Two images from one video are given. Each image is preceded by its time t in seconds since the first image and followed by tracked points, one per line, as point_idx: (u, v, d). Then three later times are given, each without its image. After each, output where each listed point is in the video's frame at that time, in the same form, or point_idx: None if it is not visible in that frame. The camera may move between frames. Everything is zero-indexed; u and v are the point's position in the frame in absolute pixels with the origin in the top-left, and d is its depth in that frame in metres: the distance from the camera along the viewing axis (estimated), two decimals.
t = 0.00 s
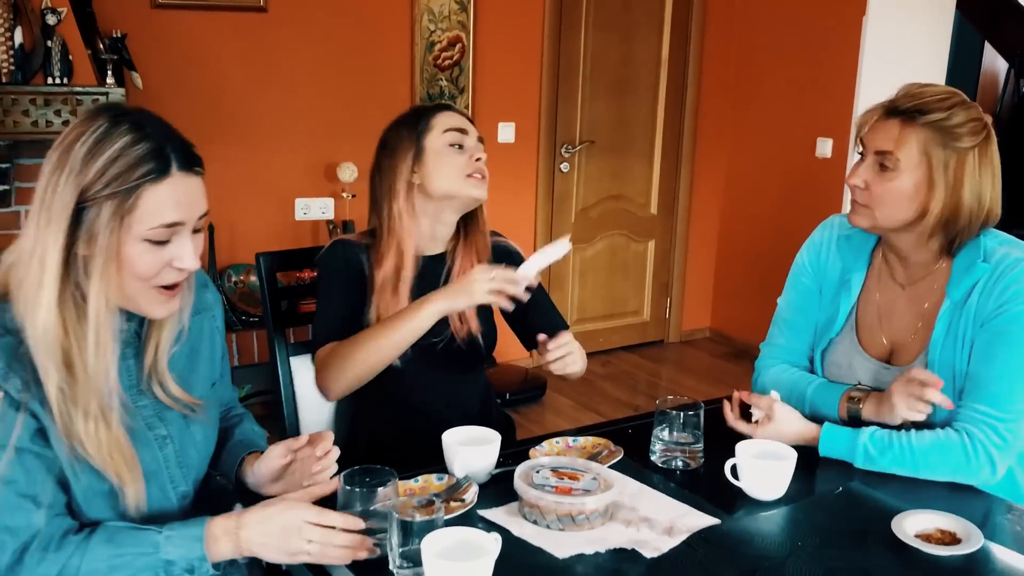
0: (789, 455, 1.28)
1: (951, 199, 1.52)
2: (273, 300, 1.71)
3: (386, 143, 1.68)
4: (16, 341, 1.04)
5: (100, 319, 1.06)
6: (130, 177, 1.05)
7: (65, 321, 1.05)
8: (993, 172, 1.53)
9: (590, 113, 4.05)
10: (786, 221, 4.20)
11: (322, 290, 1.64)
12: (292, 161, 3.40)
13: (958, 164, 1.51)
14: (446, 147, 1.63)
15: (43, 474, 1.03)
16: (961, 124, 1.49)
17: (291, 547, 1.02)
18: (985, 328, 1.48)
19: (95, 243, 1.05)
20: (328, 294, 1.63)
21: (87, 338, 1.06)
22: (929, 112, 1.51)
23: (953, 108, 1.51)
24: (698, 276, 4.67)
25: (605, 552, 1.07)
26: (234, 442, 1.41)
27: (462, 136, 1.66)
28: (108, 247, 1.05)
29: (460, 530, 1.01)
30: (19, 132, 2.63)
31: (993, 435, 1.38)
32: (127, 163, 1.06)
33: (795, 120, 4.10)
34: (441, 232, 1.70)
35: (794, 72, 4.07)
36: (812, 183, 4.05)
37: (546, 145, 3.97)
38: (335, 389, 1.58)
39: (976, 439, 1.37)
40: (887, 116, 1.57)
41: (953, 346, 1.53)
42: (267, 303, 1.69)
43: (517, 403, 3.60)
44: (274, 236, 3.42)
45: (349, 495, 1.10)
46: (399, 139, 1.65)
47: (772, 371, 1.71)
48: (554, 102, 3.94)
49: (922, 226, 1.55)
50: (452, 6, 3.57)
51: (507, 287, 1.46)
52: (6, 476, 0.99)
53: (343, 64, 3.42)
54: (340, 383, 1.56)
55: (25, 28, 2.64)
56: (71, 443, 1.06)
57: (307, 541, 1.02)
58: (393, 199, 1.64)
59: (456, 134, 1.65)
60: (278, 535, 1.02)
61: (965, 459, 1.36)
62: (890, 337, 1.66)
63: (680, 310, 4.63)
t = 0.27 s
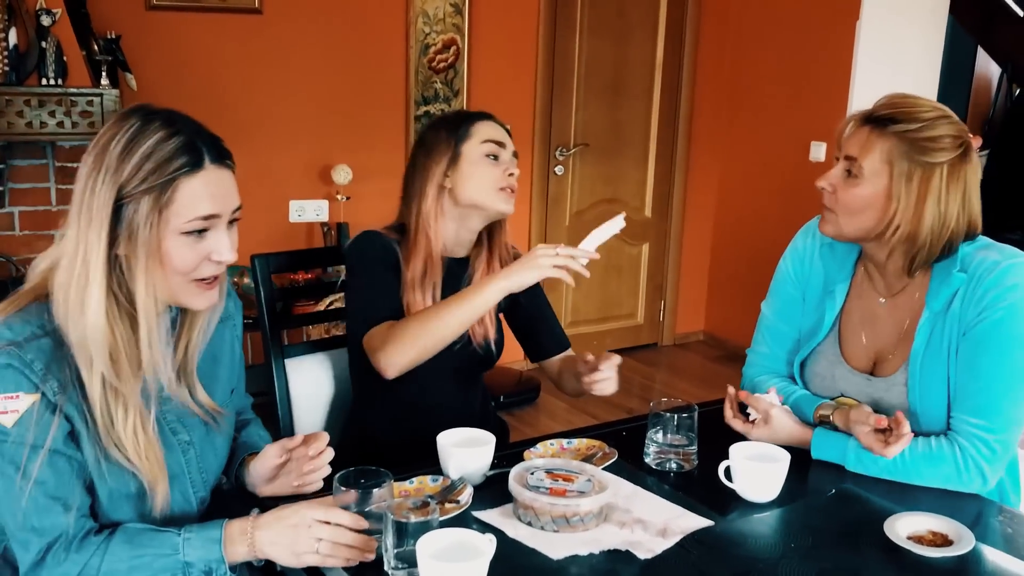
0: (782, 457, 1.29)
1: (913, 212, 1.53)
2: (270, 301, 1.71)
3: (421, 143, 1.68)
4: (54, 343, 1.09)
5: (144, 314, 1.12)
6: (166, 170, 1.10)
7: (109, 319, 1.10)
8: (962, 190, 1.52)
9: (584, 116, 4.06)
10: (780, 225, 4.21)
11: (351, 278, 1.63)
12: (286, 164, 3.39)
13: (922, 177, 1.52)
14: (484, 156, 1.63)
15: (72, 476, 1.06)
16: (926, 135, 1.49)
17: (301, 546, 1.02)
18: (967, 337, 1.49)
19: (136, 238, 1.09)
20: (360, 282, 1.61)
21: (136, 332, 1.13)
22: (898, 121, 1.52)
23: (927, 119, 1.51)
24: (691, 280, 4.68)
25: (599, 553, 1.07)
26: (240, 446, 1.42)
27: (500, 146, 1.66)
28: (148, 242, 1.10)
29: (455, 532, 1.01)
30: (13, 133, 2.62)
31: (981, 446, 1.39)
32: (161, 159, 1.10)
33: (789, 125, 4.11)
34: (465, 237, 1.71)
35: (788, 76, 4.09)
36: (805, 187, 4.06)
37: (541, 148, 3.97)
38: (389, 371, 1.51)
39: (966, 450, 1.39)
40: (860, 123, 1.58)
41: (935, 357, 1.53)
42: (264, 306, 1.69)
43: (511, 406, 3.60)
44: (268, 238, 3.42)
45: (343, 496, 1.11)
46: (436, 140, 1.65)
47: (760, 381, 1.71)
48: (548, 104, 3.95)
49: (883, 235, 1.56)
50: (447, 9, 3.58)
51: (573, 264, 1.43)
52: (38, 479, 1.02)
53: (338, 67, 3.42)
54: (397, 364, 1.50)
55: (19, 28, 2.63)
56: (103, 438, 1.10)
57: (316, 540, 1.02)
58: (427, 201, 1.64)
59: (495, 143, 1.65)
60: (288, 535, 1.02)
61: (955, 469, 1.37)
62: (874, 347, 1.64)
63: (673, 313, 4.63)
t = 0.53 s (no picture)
0: (770, 461, 1.30)
1: (885, 224, 1.55)
2: (265, 305, 1.71)
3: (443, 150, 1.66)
4: (58, 343, 1.10)
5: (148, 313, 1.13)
6: (168, 170, 1.11)
7: (114, 319, 1.11)
8: (933, 202, 1.54)
9: (577, 122, 4.07)
10: (771, 232, 4.24)
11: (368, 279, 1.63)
12: (279, 168, 3.40)
13: (893, 189, 1.54)
14: (505, 161, 1.61)
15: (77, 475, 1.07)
16: (897, 149, 1.52)
17: (299, 544, 1.04)
18: (942, 345, 1.51)
19: (140, 237, 1.11)
20: (377, 285, 1.61)
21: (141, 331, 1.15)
22: (871, 134, 1.55)
23: (899, 132, 1.53)
24: (683, 286, 4.70)
25: (588, 555, 1.08)
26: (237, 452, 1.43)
27: (521, 151, 1.64)
28: (151, 238, 1.11)
29: (445, 534, 1.02)
30: (7, 136, 2.62)
31: (963, 452, 1.42)
32: (164, 158, 1.11)
33: (780, 132, 4.14)
34: (487, 247, 1.69)
35: (778, 84, 4.12)
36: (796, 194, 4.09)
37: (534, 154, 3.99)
38: (401, 384, 1.51)
39: (949, 458, 1.41)
40: (834, 135, 1.61)
41: (910, 365, 1.55)
42: (257, 311, 1.69)
43: (503, 411, 3.61)
44: (261, 242, 3.42)
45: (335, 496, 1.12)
46: (456, 148, 1.63)
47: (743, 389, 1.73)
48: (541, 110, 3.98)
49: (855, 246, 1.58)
50: (441, 15, 3.60)
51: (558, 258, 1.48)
52: (43, 477, 1.03)
53: (332, 71, 3.44)
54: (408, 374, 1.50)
55: (14, 32, 2.63)
56: (108, 437, 1.11)
57: (314, 537, 1.04)
58: (451, 209, 1.63)
59: (514, 148, 1.63)
60: (286, 533, 1.04)
61: (939, 477, 1.40)
62: (852, 357, 1.66)
63: (665, 319, 4.66)
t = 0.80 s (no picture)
0: (753, 465, 1.32)
1: (868, 234, 1.57)
2: (254, 309, 1.72)
3: (461, 159, 1.65)
4: (46, 346, 1.10)
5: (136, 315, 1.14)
6: (156, 173, 1.12)
7: (101, 320, 1.12)
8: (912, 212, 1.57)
9: (568, 129, 4.10)
10: (758, 239, 4.27)
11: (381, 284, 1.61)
12: (270, 173, 3.41)
13: (875, 200, 1.56)
14: (524, 181, 1.61)
15: (64, 476, 1.07)
16: (877, 160, 1.54)
17: (279, 544, 1.04)
18: (923, 352, 1.54)
19: (128, 239, 1.12)
20: (389, 290, 1.60)
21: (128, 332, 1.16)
22: (851, 146, 1.57)
23: (880, 144, 1.56)
24: (672, 292, 4.72)
25: (572, 558, 1.09)
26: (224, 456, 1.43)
27: (540, 170, 1.63)
28: (138, 241, 1.12)
29: (431, 538, 1.03)
30: None
31: (943, 458, 1.44)
32: (151, 161, 1.12)
33: (768, 140, 4.17)
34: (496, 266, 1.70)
35: (766, 93, 4.16)
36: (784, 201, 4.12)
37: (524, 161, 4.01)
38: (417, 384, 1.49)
39: (930, 464, 1.43)
40: (815, 147, 1.63)
41: (891, 372, 1.58)
42: (246, 315, 1.70)
43: (492, 416, 3.62)
44: (251, 247, 3.43)
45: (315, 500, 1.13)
46: (476, 159, 1.62)
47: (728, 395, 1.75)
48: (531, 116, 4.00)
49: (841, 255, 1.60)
50: (432, 22, 3.62)
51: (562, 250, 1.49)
52: (30, 478, 1.03)
53: (323, 77, 3.45)
54: (425, 375, 1.48)
55: (4, 36, 2.64)
56: (93, 438, 1.12)
57: (293, 538, 1.04)
58: (465, 222, 1.62)
59: (534, 167, 1.62)
60: (264, 534, 1.04)
61: (920, 482, 1.42)
62: (834, 364, 1.69)
63: (654, 325, 4.68)
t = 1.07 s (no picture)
0: (736, 470, 1.32)
1: (859, 243, 1.58)
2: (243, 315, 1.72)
3: (471, 171, 1.65)
4: (26, 351, 1.10)
5: (118, 322, 1.15)
6: (140, 179, 1.13)
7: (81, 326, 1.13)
8: (899, 222, 1.59)
9: (557, 135, 4.11)
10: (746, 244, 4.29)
11: (392, 301, 1.59)
12: (259, 178, 3.41)
13: (865, 209, 1.57)
14: (534, 199, 1.61)
15: (42, 480, 1.07)
16: (866, 168, 1.55)
17: (222, 481, 1.02)
18: (906, 358, 1.55)
19: (109, 246, 1.12)
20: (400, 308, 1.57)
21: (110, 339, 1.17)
22: (839, 155, 1.58)
23: (868, 154, 1.57)
24: (660, 297, 4.74)
25: (555, 564, 1.10)
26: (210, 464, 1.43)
27: (550, 191, 1.63)
28: (120, 247, 1.12)
29: (415, 544, 1.04)
30: None
31: (926, 464, 1.45)
32: (134, 168, 1.13)
33: (756, 146, 4.20)
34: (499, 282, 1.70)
35: (754, 100, 4.18)
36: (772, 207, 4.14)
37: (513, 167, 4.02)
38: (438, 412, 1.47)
39: (913, 469, 1.45)
40: (803, 158, 1.64)
41: (875, 378, 1.59)
42: (234, 320, 1.70)
43: (481, 421, 3.61)
44: (240, 251, 3.42)
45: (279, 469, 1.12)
46: (489, 172, 1.62)
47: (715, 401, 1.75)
48: (519, 122, 4.02)
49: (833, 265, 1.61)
50: (421, 27, 3.63)
51: (571, 262, 1.47)
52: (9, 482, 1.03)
53: (312, 82, 3.45)
54: (447, 402, 1.46)
55: None
56: (74, 442, 1.12)
57: (234, 472, 1.01)
58: (473, 237, 1.61)
59: (543, 187, 1.62)
60: (209, 472, 1.02)
61: (903, 488, 1.43)
62: (819, 371, 1.70)
63: (643, 330, 4.69)
